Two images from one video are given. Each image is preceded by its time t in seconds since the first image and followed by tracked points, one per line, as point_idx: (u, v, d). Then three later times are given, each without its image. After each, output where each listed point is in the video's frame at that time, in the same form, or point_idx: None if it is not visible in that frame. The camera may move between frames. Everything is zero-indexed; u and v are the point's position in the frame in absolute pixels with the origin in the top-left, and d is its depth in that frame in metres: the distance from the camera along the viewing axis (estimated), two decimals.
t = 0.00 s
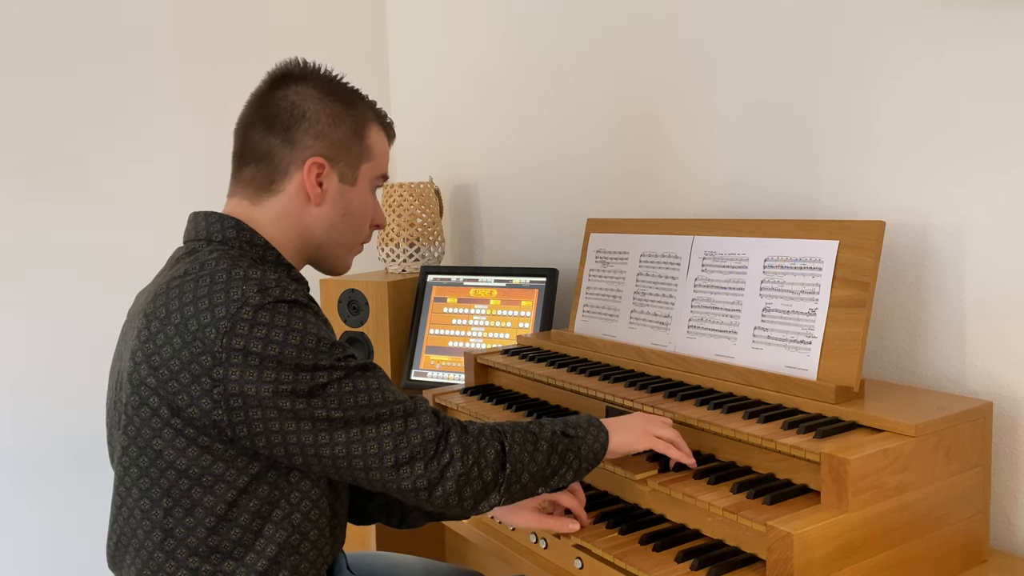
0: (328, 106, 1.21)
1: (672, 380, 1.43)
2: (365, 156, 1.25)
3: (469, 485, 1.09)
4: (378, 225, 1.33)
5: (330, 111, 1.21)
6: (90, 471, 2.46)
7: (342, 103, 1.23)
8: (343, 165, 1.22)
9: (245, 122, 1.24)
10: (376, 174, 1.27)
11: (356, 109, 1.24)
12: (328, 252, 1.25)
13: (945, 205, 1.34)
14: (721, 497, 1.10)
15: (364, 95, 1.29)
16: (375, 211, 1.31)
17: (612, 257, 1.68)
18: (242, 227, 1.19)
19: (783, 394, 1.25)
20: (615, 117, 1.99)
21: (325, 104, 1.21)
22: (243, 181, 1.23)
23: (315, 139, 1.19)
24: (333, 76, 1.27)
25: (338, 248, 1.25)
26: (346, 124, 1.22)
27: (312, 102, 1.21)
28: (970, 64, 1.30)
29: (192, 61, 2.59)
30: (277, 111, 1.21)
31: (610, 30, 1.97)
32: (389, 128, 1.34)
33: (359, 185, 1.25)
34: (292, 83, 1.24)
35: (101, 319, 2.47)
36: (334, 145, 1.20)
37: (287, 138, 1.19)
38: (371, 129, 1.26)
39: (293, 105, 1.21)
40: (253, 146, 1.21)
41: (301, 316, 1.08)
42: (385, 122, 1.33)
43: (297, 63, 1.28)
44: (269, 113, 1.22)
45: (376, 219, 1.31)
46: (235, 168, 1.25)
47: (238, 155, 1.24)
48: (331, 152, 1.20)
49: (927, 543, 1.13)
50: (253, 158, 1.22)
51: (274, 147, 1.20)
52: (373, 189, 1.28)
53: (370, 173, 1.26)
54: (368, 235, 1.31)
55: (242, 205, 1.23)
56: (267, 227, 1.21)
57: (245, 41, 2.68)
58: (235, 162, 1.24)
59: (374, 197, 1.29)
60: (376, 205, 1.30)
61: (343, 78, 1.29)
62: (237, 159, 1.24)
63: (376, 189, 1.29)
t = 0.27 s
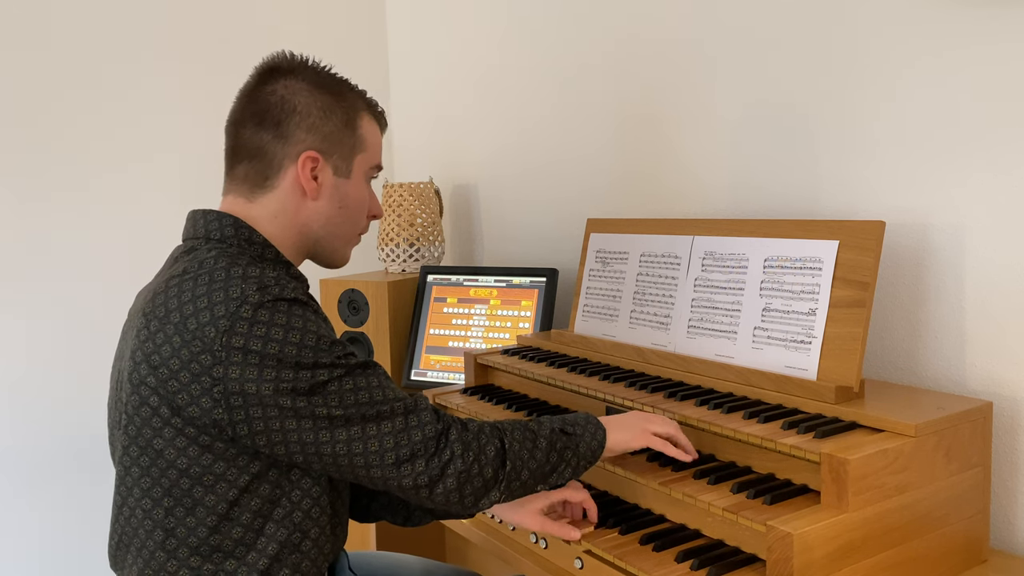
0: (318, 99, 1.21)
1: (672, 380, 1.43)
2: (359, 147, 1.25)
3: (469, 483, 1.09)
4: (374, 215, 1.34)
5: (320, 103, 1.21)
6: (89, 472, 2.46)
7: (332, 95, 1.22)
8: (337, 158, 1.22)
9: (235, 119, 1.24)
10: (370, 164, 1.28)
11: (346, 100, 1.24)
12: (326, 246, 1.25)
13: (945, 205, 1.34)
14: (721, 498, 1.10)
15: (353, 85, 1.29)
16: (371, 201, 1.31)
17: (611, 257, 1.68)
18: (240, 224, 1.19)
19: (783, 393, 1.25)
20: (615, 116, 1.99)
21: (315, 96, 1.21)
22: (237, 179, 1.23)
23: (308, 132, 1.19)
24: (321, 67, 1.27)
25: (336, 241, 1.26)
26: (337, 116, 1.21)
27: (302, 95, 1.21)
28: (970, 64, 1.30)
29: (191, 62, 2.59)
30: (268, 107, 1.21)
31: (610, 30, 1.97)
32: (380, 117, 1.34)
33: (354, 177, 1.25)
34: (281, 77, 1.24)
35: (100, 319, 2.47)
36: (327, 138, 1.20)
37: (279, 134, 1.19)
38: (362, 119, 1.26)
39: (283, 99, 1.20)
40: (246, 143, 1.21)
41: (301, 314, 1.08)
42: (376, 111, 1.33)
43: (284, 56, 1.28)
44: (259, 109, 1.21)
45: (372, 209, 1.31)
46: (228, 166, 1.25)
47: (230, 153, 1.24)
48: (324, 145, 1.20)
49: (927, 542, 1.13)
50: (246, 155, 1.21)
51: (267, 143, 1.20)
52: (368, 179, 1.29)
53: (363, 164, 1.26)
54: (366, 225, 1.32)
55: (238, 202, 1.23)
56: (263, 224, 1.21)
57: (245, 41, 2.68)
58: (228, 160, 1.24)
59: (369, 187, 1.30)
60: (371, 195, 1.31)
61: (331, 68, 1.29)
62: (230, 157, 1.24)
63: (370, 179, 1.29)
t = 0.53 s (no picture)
0: (305, 93, 1.20)
1: (672, 380, 1.43)
2: (349, 140, 1.24)
3: (467, 476, 1.09)
4: (368, 208, 1.34)
5: (308, 98, 1.20)
6: (89, 472, 2.46)
7: (320, 88, 1.22)
8: (327, 153, 1.22)
9: (223, 117, 1.24)
10: (360, 158, 1.27)
11: (334, 93, 1.23)
12: (320, 242, 1.26)
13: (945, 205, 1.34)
14: (721, 497, 1.10)
15: (341, 77, 1.28)
16: (364, 195, 1.31)
17: (611, 257, 1.68)
18: (231, 223, 1.19)
19: (783, 393, 1.25)
20: (615, 116, 1.99)
21: (303, 91, 1.20)
22: (227, 178, 1.23)
23: (297, 128, 1.19)
24: (307, 60, 1.26)
25: (330, 236, 1.26)
26: (326, 110, 1.21)
27: (289, 90, 1.20)
28: (970, 64, 1.30)
29: (191, 62, 2.59)
30: (255, 103, 1.20)
31: (610, 30, 1.97)
32: (369, 108, 1.34)
33: (346, 171, 1.25)
34: (266, 71, 1.23)
35: (100, 319, 2.47)
36: (316, 133, 1.20)
37: (268, 130, 1.19)
38: (351, 112, 1.25)
39: (270, 95, 1.20)
40: (235, 141, 1.21)
41: (295, 312, 1.08)
42: (365, 102, 1.33)
43: (269, 50, 1.27)
44: (247, 106, 1.21)
45: (365, 202, 1.31)
46: (218, 165, 1.25)
47: (220, 152, 1.24)
48: (314, 141, 1.20)
49: (927, 542, 1.13)
50: (235, 154, 1.21)
51: (256, 140, 1.19)
52: (359, 173, 1.28)
53: (354, 158, 1.26)
54: (359, 219, 1.32)
55: (228, 202, 1.23)
56: (256, 223, 1.21)
57: (246, 41, 2.68)
58: (217, 158, 1.24)
59: (361, 180, 1.30)
60: (363, 187, 1.30)
61: (318, 60, 1.28)
62: (219, 156, 1.24)
63: (362, 172, 1.29)
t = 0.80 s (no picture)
0: (287, 93, 1.20)
1: (672, 380, 1.43)
2: (334, 138, 1.24)
3: (460, 478, 1.09)
4: (358, 203, 1.33)
5: (291, 98, 1.20)
6: (90, 472, 2.46)
7: (302, 87, 1.21)
8: (313, 152, 1.21)
9: (206, 118, 1.23)
10: (347, 155, 1.27)
11: (317, 90, 1.22)
12: (310, 242, 1.26)
13: (945, 205, 1.34)
14: (721, 498, 1.10)
15: (324, 71, 1.27)
16: (353, 189, 1.31)
17: (611, 257, 1.68)
18: (219, 230, 1.18)
19: (783, 393, 1.25)
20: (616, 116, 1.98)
21: (285, 90, 1.20)
22: (212, 182, 1.23)
23: (280, 129, 1.19)
24: (289, 55, 1.25)
25: (319, 236, 1.26)
26: (310, 109, 1.20)
27: (271, 90, 1.19)
28: (971, 64, 1.30)
29: (192, 62, 2.59)
30: (236, 104, 1.20)
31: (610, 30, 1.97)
32: (355, 101, 1.33)
33: (332, 170, 1.24)
34: (246, 69, 1.22)
35: (99, 318, 2.47)
36: (300, 133, 1.20)
37: (251, 133, 1.19)
38: (336, 108, 1.24)
39: (252, 96, 1.19)
40: (218, 144, 1.21)
41: (286, 320, 1.08)
42: (351, 95, 1.32)
43: (249, 46, 1.26)
44: (229, 108, 1.20)
45: (354, 197, 1.31)
46: (202, 168, 1.24)
47: (204, 154, 1.23)
48: (298, 141, 1.20)
49: (927, 542, 1.13)
50: (219, 156, 1.21)
51: (239, 143, 1.19)
52: (347, 170, 1.28)
53: (341, 155, 1.25)
54: (350, 215, 1.32)
55: (215, 206, 1.22)
56: (242, 227, 1.21)
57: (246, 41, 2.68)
58: (202, 161, 1.24)
59: (349, 176, 1.29)
60: (352, 183, 1.30)
61: (301, 55, 1.26)
62: (204, 159, 1.24)
63: (349, 169, 1.29)
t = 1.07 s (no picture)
0: (284, 95, 1.20)
1: (672, 380, 1.43)
2: (330, 142, 1.23)
3: (452, 483, 1.09)
4: (356, 207, 1.32)
5: (287, 100, 1.19)
6: (90, 471, 2.46)
7: (299, 90, 1.21)
8: (308, 155, 1.21)
9: (204, 120, 1.23)
10: (344, 158, 1.26)
11: (315, 94, 1.22)
12: (304, 247, 1.25)
13: (945, 205, 1.34)
14: (721, 498, 1.11)
15: (324, 75, 1.26)
16: (350, 194, 1.30)
17: (611, 257, 1.68)
18: (210, 231, 1.19)
19: (783, 393, 1.25)
20: (616, 116, 1.98)
21: (281, 92, 1.20)
22: (208, 183, 1.23)
23: (275, 131, 1.18)
24: (288, 59, 1.25)
25: (314, 240, 1.25)
26: (305, 112, 1.20)
27: (267, 92, 1.19)
28: (971, 64, 1.30)
29: (192, 62, 2.59)
30: (232, 106, 1.20)
31: (610, 30, 1.97)
32: (355, 105, 1.32)
33: (328, 174, 1.24)
34: (245, 72, 1.22)
35: (100, 318, 2.47)
36: (295, 135, 1.19)
37: (247, 135, 1.18)
38: (333, 112, 1.24)
39: (248, 98, 1.19)
40: (214, 145, 1.21)
41: (276, 324, 1.07)
42: (351, 100, 1.31)
43: (250, 49, 1.26)
44: (226, 110, 1.20)
45: (351, 201, 1.30)
46: (199, 170, 1.25)
47: (201, 156, 1.24)
48: (292, 144, 1.19)
49: (927, 543, 1.13)
50: (215, 158, 1.21)
51: (234, 145, 1.19)
52: (344, 174, 1.27)
53: (337, 159, 1.25)
54: (347, 220, 1.30)
55: (209, 208, 1.23)
56: (235, 229, 1.21)
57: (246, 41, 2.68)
58: (199, 163, 1.24)
59: (346, 180, 1.28)
60: (349, 187, 1.29)
61: (302, 59, 1.26)
62: (201, 161, 1.24)
63: (346, 173, 1.28)
